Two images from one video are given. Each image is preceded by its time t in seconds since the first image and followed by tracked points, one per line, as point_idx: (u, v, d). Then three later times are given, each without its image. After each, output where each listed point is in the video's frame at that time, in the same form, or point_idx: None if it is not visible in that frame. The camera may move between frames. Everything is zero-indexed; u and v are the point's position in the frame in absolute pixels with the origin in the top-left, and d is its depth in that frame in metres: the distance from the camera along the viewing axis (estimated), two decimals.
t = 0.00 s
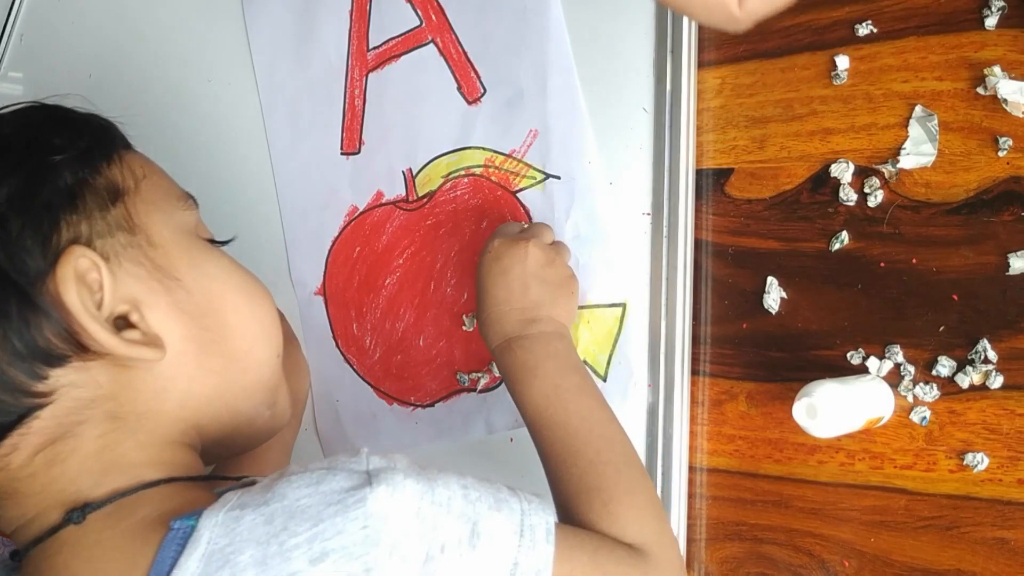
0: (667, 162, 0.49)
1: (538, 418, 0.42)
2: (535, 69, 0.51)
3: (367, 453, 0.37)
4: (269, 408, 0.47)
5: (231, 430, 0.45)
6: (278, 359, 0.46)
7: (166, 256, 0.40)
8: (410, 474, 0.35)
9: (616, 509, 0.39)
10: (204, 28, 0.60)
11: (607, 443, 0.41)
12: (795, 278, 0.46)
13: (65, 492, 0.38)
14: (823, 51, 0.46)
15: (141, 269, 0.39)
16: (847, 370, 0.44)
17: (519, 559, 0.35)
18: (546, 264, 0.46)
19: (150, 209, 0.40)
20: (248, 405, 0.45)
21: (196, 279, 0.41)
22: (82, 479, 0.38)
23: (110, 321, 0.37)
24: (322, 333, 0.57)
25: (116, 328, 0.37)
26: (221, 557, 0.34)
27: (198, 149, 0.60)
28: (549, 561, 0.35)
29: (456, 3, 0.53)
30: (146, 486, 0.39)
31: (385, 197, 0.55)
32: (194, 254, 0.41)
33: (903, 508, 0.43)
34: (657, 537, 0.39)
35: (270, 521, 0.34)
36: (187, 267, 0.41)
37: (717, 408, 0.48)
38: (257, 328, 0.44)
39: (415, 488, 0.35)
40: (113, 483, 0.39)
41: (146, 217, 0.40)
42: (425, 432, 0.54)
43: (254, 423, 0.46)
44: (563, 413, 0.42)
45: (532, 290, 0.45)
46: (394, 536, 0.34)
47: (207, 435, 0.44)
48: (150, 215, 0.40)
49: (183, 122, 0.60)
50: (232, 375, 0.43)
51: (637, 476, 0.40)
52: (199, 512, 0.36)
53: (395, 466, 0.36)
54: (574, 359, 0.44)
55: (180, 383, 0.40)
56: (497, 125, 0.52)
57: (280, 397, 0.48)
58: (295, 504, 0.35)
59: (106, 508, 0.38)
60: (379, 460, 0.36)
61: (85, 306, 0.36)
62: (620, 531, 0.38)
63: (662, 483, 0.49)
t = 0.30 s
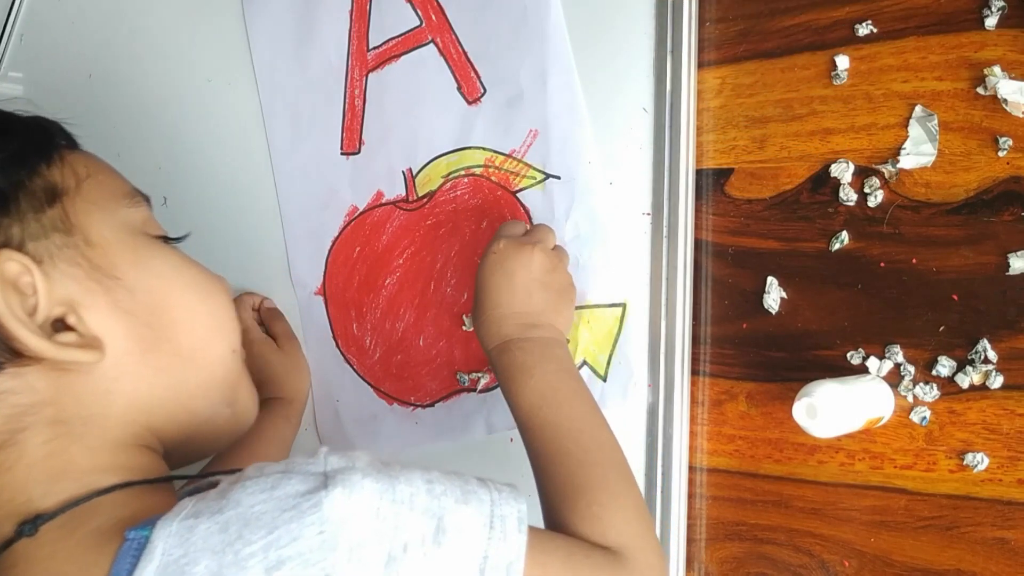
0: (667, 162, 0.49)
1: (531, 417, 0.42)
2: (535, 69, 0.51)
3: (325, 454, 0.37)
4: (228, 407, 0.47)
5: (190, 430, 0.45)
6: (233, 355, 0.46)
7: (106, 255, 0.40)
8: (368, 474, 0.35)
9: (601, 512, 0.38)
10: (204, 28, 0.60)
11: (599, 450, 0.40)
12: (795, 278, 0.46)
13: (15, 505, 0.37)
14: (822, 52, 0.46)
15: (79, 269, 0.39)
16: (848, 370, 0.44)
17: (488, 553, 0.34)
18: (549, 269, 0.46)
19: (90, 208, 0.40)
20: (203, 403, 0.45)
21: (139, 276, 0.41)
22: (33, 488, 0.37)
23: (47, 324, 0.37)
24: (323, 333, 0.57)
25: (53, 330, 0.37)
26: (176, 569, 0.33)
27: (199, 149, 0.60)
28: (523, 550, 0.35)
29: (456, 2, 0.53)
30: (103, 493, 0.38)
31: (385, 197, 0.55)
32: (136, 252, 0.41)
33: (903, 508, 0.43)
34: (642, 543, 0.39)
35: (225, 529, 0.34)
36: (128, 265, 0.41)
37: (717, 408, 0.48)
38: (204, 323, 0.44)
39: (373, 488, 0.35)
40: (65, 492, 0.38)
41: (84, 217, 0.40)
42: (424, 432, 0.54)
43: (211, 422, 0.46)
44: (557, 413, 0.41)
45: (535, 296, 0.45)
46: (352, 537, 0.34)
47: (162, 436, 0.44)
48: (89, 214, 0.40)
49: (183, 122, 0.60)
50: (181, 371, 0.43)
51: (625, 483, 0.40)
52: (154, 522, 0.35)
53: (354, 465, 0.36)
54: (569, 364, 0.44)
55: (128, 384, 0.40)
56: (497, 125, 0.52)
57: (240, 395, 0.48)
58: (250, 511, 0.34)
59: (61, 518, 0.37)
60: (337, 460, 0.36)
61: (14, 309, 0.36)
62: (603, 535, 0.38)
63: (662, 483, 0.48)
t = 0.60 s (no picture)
0: (668, 162, 0.49)
1: (526, 405, 0.41)
2: (534, 70, 0.51)
3: (277, 462, 0.37)
4: (180, 409, 0.46)
5: (141, 433, 0.44)
6: (181, 355, 0.45)
7: (42, 260, 0.39)
8: (319, 485, 0.35)
9: (578, 514, 0.38)
10: (203, 27, 0.60)
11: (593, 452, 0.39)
12: (796, 278, 0.46)
13: None
14: (824, 51, 0.46)
15: (12, 276, 0.38)
16: (849, 370, 0.44)
17: (449, 559, 0.34)
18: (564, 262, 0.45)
19: (26, 210, 0.39)
20: (151, 405, 0.44)
21: (77, 280, 0.40)
22: None
23: None
24: (322, 334, 0.57)
25: None
26: None
27: (197, 149, 0.59)
28: (486, 552, 0.35)
29: (456, 2, 0.53)
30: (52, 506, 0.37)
31: (384, 197, 0.55)
32: (74, 254, 0.40)
33: (906, 509, 0.43)
34: (614, 549, 0.38)
35: (173, 548, 0.34)
36: (66, 269, 0.39)
37: (718, 409, 0.48)
38: (149, 325, 0.43)
39: (324, 500, 0.34)
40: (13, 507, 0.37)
41: (20, 220, 0.38)
42: (424, 433, 0.54)
43: (161, 424, 0.45)
44: (549, 407, 0.40)
45: (550, 287, 0.44)
46: (301, 550, 0.33)
47: (114, 441, 0.43)
48: (26, 217, 0.38)
49: (181, 122, 0.60)
50: (124, 375, 0.42)
51: (609, 489, 0.39)
52: (102, 539, 0.35)
53: (306, 476, 0.36)
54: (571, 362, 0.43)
55: (72, 390, 0.39)
56: (497, 124, 0.52)
57: (193, 396, 0.47)
58: (197, 529, 0.34)
59: (8, 535, 0.36)
60: (289, 471, 0.36)
61: None
62: (578, 538, 0.37)
63: (662, 484, 0.48)
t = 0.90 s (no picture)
0: (667, 162, 0.49)
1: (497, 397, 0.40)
2: (534, 71, 0.51)
3: (197, 480, 0.37)
4: (115, 409, 0.44)
5: (73, 439, 0.43)
6: (108, 355, 0.43)
7: None
8: (237, 507, 0.35)
9: (535, 515, 0.38)
10: (204, 28, 0.60)
11: (559, 452, 0.39)
12: (795, 278, 0.46)
13: None
14: (823, 52, 0.46)
15: None
16: (848, 370, 0.44)
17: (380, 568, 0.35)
18: (544, 257, 0.45)
19: None
20: (80, 410, 0.42)
21: None
22: None
23: None
24: (322, 333, 0.57)
25: None
26: None
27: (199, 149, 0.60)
28: (421, 559, 0.35)
29: (456, 2, 0.53)
30: None
31: (385, 197, 0.55)
32: None
33: (904, 508, 0.43)
34: (570, 551, 0.38)
35: None
36: None
37: (717, 409, 0.48)
38: (65, 328, 0.40)
39: (241, 520, 0.35)
40: None
41: None
42: (424, 433, 0.54)
43: (95, 428, 0.44)
44: (519, 403, 0.40)
45: (529, 281, 0.43)
46: (220, 571, 0.34)
47: (47, 449, 0.42)
48: None
49: (182, 122, 0.60)
50: (45, 382, 0.39)
51: (570, 491, 0.39)
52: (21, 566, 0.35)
53: (224, 496, 0.36)
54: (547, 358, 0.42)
55: None
56: (497, 125, 0.52)
57: (125, 396, 0.45)
58: (114, 555, 0.34)
59: None
60: (208, 489, 0.36)
61: None
62: (537, 536, 0.38)
63: (662, 484, 0.48)
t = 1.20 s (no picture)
0: (667, 162, 0.49)
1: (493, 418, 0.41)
2: (534, 71, 0.51)
3: (192, 481, 0.37)
4: (112, 418, 0.44)
5: (69, 446, 0.43)
6: (107, 364, 0.43)
7: None
8: (229, 507, 0.35)
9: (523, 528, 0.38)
10: (204, 28, 0.60)
11: (551, 470, 0.40)
12: (795, 278, 0.46)
13: None
14: (823, 52, 0.46)
15: None
16: (848, 370, 0.44)
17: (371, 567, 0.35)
18: (540, 278, 0.45)
19: None
20: (79, 417, 0.42)
21: None
22: None
23: None
24: (322, 333, 0.57)
25: None
26: None
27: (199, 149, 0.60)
28: (411, 558, 0.36)
29: (456, 2, 0.53)
30: None
31: (385, 197, 0.55)
32: None
33: (904, 508, 0.43)
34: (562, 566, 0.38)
35: None
36: None
37: (717, 408, 0.48)
38: (66, 336, 0.40)
39: (233, 519, 0.35)
40: None
41: None
42: (423, 433, 0.54)
43: (93, 437, 0.44)
44: (514, 418, 0.41)
45: (523, 304, 0.44)
46: (212, 571, 0.34)
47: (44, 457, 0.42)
48: None
49: (182, 122, 0.60)
50: (45, 390, 0.39)
51: (563, 507, 0.39)
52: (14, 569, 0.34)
53: (217, 496, 0.36)
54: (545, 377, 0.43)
55: None
56: (497, 125, 0.52)
57: (123, 405, 0.45)
58: (108, 554, 0.34)
59: None
60: (201, 490, 0.36)
61: None
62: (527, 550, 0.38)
63: (662, 484, 0.48)
